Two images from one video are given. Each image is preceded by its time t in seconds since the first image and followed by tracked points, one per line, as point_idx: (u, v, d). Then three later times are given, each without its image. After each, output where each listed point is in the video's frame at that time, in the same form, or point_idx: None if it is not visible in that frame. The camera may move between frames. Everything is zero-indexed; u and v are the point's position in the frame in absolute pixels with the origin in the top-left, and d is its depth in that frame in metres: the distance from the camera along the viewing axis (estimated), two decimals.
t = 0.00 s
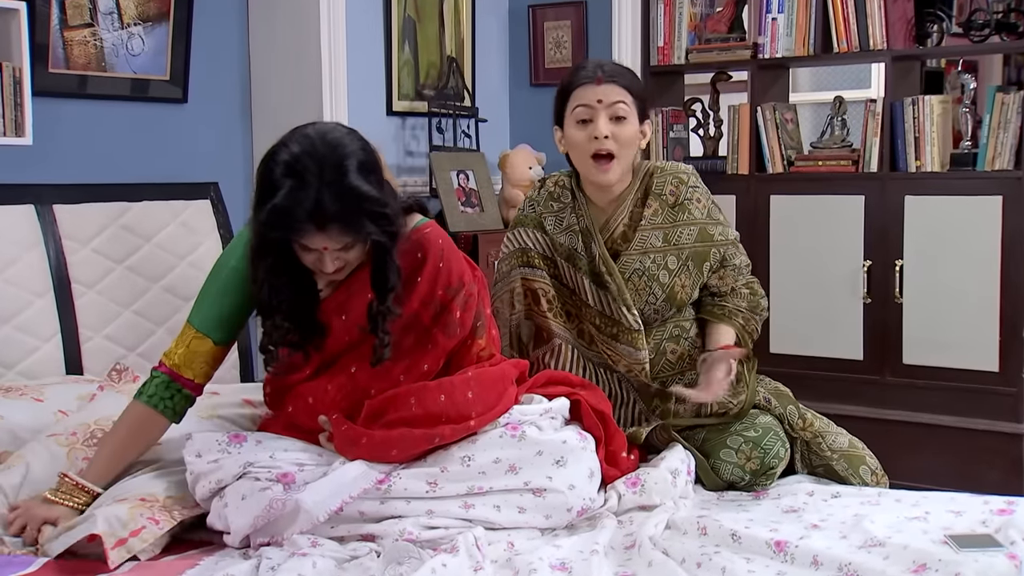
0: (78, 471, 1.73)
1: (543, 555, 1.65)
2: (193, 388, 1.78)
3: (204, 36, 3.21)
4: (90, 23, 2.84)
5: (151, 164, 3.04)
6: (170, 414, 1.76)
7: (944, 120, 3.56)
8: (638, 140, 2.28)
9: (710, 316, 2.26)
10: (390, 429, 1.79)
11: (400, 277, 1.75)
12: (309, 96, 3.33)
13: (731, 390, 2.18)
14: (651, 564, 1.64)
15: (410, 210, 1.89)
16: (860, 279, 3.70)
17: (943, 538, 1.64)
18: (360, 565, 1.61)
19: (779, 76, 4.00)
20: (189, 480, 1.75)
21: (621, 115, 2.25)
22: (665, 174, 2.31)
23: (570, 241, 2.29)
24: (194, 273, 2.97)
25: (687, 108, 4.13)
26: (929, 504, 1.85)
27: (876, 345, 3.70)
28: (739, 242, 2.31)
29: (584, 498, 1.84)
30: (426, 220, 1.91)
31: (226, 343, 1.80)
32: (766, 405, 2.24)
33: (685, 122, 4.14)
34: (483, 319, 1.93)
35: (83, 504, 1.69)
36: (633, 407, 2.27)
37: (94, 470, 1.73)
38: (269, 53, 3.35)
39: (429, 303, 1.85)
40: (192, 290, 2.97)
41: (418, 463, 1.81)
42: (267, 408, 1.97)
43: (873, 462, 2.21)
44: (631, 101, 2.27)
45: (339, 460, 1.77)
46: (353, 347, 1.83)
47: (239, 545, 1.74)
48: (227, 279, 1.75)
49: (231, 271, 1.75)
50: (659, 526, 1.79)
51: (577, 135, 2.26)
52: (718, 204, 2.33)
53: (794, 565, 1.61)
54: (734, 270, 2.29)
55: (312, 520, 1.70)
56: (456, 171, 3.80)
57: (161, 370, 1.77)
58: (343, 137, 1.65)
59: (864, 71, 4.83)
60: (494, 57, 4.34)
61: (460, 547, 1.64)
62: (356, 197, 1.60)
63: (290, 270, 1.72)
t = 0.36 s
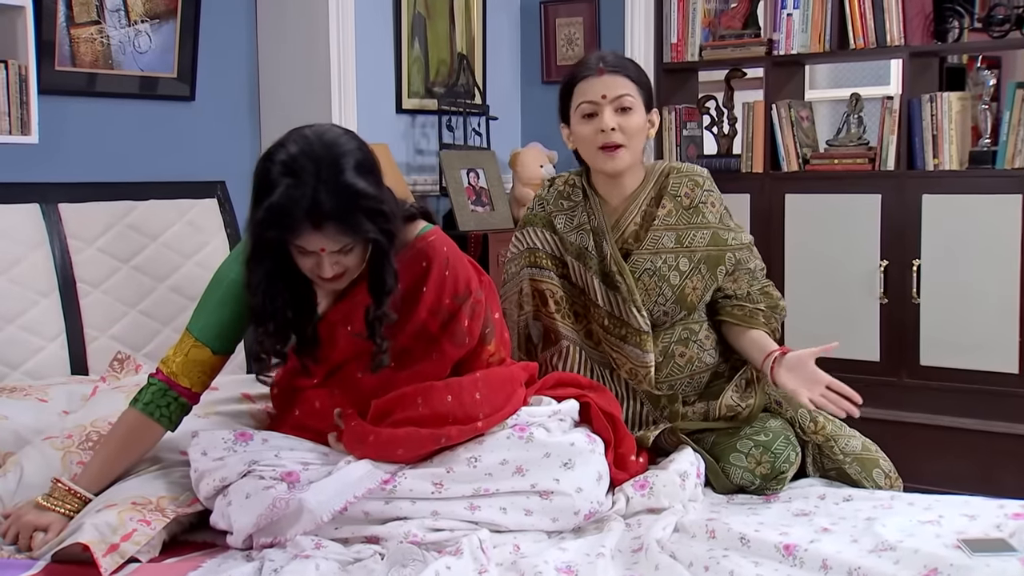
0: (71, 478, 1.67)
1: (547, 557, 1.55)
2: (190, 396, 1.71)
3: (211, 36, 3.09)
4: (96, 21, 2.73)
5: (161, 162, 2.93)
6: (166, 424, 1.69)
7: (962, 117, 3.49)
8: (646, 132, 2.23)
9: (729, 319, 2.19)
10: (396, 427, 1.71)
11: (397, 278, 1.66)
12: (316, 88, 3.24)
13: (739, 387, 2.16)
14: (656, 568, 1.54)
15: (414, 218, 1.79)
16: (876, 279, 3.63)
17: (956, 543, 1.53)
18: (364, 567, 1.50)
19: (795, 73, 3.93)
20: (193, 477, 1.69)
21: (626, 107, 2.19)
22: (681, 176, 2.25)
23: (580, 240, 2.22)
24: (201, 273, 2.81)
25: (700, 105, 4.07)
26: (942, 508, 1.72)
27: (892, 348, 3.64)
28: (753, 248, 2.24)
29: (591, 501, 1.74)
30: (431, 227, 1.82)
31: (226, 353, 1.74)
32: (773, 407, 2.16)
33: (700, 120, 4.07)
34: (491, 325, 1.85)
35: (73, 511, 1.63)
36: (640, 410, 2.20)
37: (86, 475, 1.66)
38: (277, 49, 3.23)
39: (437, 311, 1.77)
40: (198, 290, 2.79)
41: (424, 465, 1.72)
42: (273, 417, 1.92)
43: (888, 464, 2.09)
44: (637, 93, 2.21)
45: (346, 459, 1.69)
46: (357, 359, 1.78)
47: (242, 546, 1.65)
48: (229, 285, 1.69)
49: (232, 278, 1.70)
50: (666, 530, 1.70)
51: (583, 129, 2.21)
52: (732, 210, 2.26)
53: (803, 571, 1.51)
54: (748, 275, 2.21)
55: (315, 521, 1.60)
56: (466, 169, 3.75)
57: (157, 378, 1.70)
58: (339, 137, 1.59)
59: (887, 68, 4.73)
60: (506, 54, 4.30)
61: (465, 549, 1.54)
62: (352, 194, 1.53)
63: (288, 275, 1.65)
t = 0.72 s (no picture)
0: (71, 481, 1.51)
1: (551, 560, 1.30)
2: (196, 404, 1.56)
3: (221, 34, 2.97)
4: (104, 18, 2.61)
5: (171, 161, 2.81)
6: (171, 431, 1.55)
7: (983, 115, 3.38)
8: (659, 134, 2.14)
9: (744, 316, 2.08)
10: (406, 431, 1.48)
11: (414, 285, 1.49)
12: (326, 86, 3.11)
13: (753, 391, 1.98)
14: (663, 573, 1.27)
15: (428, 223, 1.60)
16: (893, 279, 3.54)
17: (971, 548, 1.23)
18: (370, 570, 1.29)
19: (811, 70, 3.84)
20: (199, 479, 1.46)
21: (637, 108, 2.10)
22: (693, 175, 2.17)
23: (592, 238, 2.14)
24: (210, 272, 2.59)
25: (716, 103, 3.99)
26: (957, 513, 1.40)
27: (910, 350, 3.55)
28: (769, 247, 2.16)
29: (600, 506, 1.49)
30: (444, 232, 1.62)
31: (235, 362, 1.58)
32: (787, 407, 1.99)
33: (714, 117, 4.00)
34: (505, 331, 1.63)
35: (72, 517, 1.47)
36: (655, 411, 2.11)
37: (87, 479, 1.51)
38: (286, 45, 3.11)
39: (450, 318, 1.57)
40: (207, 289, 2.59)
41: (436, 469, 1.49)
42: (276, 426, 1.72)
43: (903, 466, 1.97)
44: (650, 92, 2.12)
45: (353, 463, 1.45)
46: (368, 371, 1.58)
47: (247, 551, 1.42)
48: (240, 293, 1.54)
49: (243, 286, 1.53)
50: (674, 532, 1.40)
51: (595, 131, 2.12)
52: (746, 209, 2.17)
53: None
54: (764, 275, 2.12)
55: (323, 526, 1.38)
56: (476, 168, 3.70)
57: (163, 384, 1.55)
58: (354, 143, 1.44)
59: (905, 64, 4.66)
60: (518, 51, 4.25)
61: (468, 552, 1.32)
62: (368, 199, 1.39)
63: (302, 283, 1.49)
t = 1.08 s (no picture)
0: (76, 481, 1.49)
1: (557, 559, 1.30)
2: (201, 409, 1.52)
3: (234, 35, 2.98)
4: (117, 18, 2.63)
5: (183, 160, 2.82)
6: (176, 432, 1.51)
7: (997, 114, 3.34)
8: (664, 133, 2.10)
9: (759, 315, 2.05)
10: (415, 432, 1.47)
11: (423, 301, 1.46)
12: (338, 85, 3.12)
13: (760, 394, 1.96)
14: (669, 572, 1.26)
15: (435, 230, 1.55)
16: (906, 279, 3.52)
17: (977, 548, 1.22)
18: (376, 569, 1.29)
19: (824, 69, 3.81)
20: (208, 477, 1.45)
21: (642, 107, 2.07)
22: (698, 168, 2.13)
23: (599, 235, 2.10)
24: (220, 272, 2.57)
25: (728, 102, 3.97)
26: (967, 512, 1.39)
27: (923, 349, 3.52)
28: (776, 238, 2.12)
29: (608, 506, 1.49)
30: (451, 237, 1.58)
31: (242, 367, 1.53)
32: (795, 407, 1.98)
33: (726, 117, 3.99)
34: (514, 334, 1.60)
35: (74, 517, 1.46)
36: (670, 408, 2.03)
37: (92, 480, 1.48)
38: (298, 45, 3.12)
39: (459, 325, 1.54)
40: (218, 289, 2.56)
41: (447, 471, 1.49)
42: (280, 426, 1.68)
43: (913, 467, 1.95)
44: (654, 92, 2.09)
45: (362, 465, 1.44)
46: (377, 378, 1.54)
47: (254, 549, 1.42)
48: (250, 300, 1.49)
49: (252, 291, 1.48)
50: (683, 532, 1.39)
51: (599, 129, 2.10)
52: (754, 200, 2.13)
53: None
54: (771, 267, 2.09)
55: (330, 527, 1.37)
56: (487, 168, 3.71)
57: (169, 388, 1.50)
58: (362, 157, 1.41)
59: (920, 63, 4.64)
60: (529, 51, 4.25)
61: (472, 551, 1.33)
62: (374, 214, 1.36)
63: (308, 297, 1.45)
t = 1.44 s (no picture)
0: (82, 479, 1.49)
1: (562, 558, 1.30)
2: (206, 406, 1.52)
3: (246, 35, 3.00)
4: (130, 20, 2.64)
5: (195, 160, 2.84)
6: (180, 434, 1.51)
7: (1010, 114, 3.32)
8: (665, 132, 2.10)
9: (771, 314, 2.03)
10: (423, 435, 1.47)
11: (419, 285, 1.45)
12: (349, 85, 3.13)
13: (766, 396, 1.96)
14: (673, 573, 1.27)
15: (438, 229, 1.54)
16: (918, 279, 3.51)
17: (983, 549, 1.22)
18: (381, 568, 1.30)
19: (836, 69, 3.79)
20: (216, 478, 1.46)
21: (644, 106, 2.07)
22: (702, 165, 2.12)
23: (602, 233, 2.09)
24: (232, 272, 2.57)
25: (740, 102, 3.96)
26: (974, 513, 1.39)
27: (936, 350, 3.51)
28: (780, 236, 2.11)
29: (613, 507, 1.49)
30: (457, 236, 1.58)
31: (246, 363, 1.54)
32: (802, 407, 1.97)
33: (737, 117, 3.98)
34: (520, 333, 1.62)
35: (81, 515, 1.46)
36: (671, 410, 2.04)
37: (99, 479, 1.49)
38: (309, 46, 3.13)
39: (465, 324, 1.55)
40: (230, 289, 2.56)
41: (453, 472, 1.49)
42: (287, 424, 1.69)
43: (921, 468, 1.93)
44: (655, 90, 2.08)
45: (368, 468, 1.43)
46: (382, 379, 1.54)
47: (261, 549, 1.42)
48: (252, 298, 1.49)
49: (254, 287, 1.49)
50: (688, 532, 1.39)
51: (601, 128, 2.10)
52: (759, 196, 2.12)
53: None
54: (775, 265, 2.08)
55: (336, 528, 1.38)
56: (498, 168, 3.71)
57: (173, 387, 1.51)
58: (362, 137, 1.41)
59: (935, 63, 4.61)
60: (541, 51, 4.26)
61: (478, 550, 1.33)
62: (373, 189, 1.35)
63: (308, 278, 1.44)
